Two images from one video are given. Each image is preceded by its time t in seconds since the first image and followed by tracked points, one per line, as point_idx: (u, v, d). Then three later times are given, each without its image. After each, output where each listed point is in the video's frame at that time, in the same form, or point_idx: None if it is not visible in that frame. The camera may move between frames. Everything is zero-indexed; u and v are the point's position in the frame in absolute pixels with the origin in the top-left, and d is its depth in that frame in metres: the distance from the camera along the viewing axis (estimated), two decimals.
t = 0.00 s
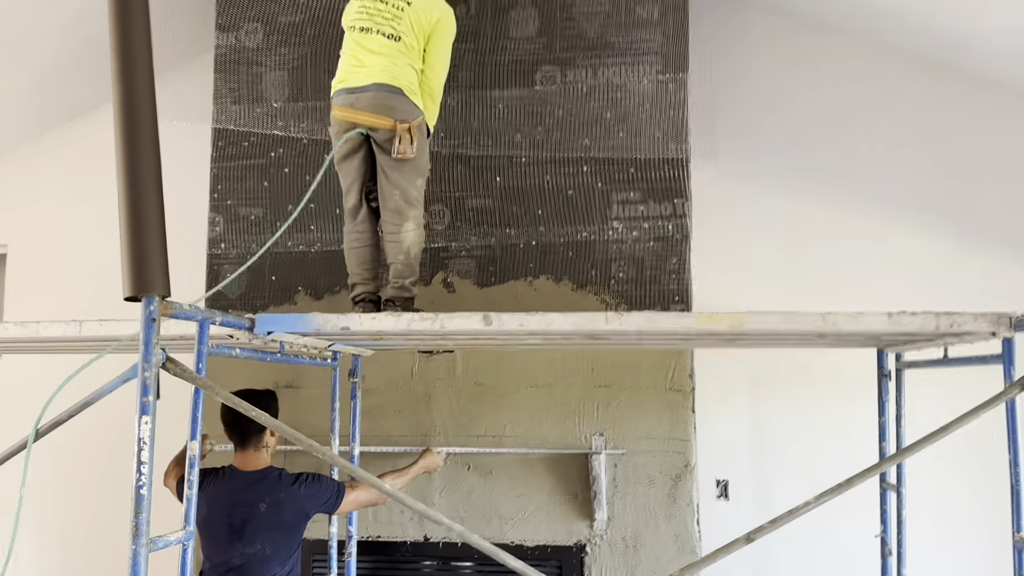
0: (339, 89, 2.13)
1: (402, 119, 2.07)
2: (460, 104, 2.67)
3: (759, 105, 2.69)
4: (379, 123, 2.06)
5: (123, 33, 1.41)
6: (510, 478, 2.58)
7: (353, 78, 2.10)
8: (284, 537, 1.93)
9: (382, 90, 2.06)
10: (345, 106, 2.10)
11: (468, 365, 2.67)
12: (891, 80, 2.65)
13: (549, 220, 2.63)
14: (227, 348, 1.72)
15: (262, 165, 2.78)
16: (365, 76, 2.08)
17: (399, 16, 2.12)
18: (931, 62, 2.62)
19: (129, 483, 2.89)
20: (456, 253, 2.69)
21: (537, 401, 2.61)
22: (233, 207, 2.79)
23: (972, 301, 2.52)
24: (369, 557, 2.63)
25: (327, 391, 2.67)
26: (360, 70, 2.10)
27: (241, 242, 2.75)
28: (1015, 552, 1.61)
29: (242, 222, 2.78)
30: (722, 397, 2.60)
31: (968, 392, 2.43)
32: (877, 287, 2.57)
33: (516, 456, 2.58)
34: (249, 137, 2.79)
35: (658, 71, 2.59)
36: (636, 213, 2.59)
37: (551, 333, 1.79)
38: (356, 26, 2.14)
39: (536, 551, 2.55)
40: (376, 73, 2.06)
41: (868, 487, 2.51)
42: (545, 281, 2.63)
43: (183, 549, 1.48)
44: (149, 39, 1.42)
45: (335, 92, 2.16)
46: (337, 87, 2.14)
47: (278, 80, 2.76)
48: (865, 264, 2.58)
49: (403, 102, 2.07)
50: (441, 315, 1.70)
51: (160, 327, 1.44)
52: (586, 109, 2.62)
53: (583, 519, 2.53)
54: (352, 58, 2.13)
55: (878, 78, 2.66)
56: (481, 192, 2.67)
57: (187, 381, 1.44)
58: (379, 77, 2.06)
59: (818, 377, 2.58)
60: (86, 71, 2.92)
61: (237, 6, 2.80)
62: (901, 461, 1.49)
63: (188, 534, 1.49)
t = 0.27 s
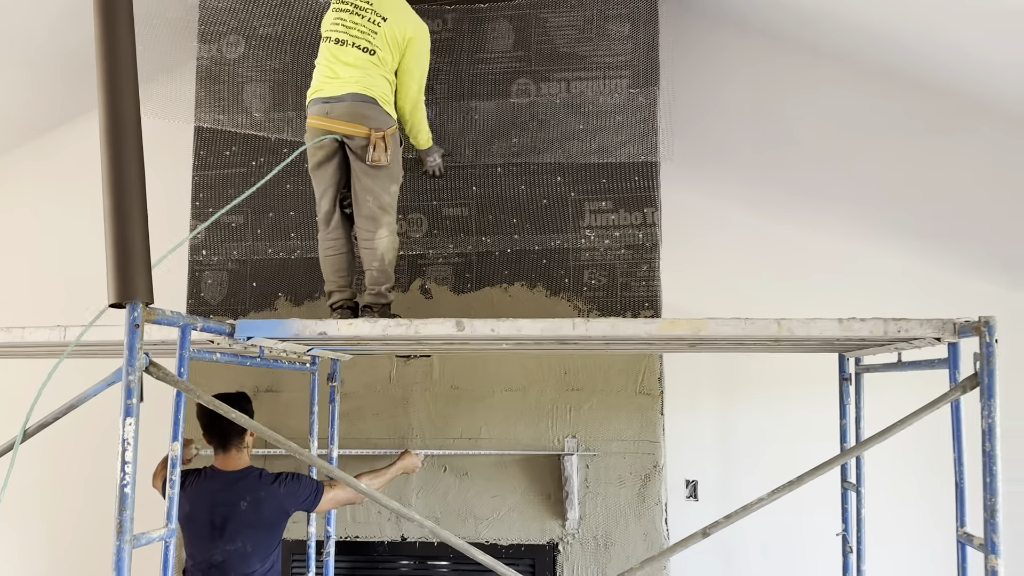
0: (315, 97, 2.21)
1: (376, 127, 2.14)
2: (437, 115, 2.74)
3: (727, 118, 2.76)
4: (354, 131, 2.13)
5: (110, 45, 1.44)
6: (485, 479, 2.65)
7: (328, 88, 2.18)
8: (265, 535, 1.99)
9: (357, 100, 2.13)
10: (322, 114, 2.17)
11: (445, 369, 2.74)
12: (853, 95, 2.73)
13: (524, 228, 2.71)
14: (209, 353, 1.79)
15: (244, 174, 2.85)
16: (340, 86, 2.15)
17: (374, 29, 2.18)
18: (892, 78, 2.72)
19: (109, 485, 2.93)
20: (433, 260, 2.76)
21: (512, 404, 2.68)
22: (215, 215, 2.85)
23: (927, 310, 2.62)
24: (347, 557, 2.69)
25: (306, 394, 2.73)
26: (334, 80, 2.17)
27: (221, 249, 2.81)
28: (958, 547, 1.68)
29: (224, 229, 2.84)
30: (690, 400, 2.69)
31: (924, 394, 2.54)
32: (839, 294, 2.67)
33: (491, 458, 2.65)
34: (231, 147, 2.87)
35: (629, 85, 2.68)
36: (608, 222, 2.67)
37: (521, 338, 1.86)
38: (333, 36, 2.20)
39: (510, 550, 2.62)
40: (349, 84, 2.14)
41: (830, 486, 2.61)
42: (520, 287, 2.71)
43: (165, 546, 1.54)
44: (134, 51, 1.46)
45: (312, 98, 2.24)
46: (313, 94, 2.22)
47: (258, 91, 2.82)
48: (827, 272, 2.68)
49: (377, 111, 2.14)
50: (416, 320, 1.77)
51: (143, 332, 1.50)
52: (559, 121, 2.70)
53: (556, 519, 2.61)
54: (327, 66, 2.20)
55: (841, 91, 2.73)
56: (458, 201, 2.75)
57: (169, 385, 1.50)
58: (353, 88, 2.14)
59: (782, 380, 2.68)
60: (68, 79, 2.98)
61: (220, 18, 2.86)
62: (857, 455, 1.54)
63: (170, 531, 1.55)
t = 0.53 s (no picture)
0: (303, 111, 2.23)
1: (362, 140, 2.19)
2: (422, 129, 2.81)
3: (703, 131, 2.91)
4: (342, 143, 2.18)
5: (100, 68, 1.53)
6: (467, 484, 2.71)
7: (316, 102, 2.21)
8: (252, 536, 2.05)
9: (344, 114, 2.17)
10: (309, 128, 2.20)
11: (429, 377, 2.80)
12: (826, 110, 2.87)
13: (507, 239, 2.78)
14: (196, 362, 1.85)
15: (232, 186, 2.91)
16: (327, 100, 2.18)
17: (360, 44, 2.22)
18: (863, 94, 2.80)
19: (98, 492, 2.97)
20: (418, 270, 2.83)
21: (494, 411, 2.75)
22: (204, 225, 2.91)
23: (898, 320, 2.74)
24: (333, 561, 2.75)
25: (293, 401, 2.79)
26: (322, 95, 2.20)
27: (210, 259, 2.87)
28: (918, 549, 1.74)
29: (213, 239, 2.89)
30: (668, 408, 2.76)
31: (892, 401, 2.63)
32: (812, 303, 2.77)
33: (473, 463, 2.72)
34: (219, 159, 2.93)
35: (608, 100, 2.75)
36: (588, 233, 2.74)
37: (499, 347, 1.92)
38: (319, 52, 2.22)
39: (492, 554, 2.68)
40: (338, 98, 2.18)
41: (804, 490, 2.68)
42: (503, 297, 2.78)
43: (152, 550, 1.60)
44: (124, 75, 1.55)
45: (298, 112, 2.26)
46: (301, 108, 2.25)
47: (247, 105, 2.88)
48: (800, 282, 2.79)
49: (363, 125, 2.19)
50: (397, 331, 1.83)
51: (132, 343, 1.57)
52: (541, 135, 2.77)
53: (537, 523, 2.67)
54: (314, 81, 2.23)
55: (813, 106, 2.88)
56: (442, 212, 2.81)
57: (156, 394, 1.56)
58: (341, 101, 2.17)
59: (758, 387, 2.75)
60: (59, 93, 3.04)
61: (210, 34, 2.93)
62: (832, 453, 1.59)
63: (157, 535, 1.61)
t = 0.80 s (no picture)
0: (308, 131, 2.28)
1: (365, 161, 2.24)
2: (418, 147, 2.87)
3: (694, 148, 2.96)
4: (344, 164, 2.22)
5: (104, 98, 1.58)
6: (463, 497, 2.75)
7: (322, 123, 2.26)
8: (251, 548, 2.09)
9: (348, 134, 2.23)
10: (313, 148, 2.25)
11: (426, 391, 2.85)
12: (816, 128, 2.92)
13: (502, 255, 2.83)
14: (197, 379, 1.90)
15: (232, 203, 2.96)
16: (334, 121, 2.24)
17: (362, 65, 2.28)
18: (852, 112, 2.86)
19: (100, 504, 3.02)
20: (415, 285, 2.88)
21: (490, 424, 2.79)
22: (205, 242, 2.97)
23: (886, 335, 2.78)
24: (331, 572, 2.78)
25: (292, 415, 2.83)
26: (327, 117, 2.26)
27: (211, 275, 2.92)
28: (901, 561, 1.77)
29: (213, 256, 2.95)
30: (661, 421, 2.81)
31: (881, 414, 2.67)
32: (802, 318, 2.82)
33: (469, 476, 2.76)
34: (221, 177, 2.98)
35: (601, 119, 2.80)
36: (582, 249, 2.79)
37: (492, 364, 1.97)
38: (322, 75, 2.27)
39: (488, 565, 2.72)
40: (344, 120, 2.24)
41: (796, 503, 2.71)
42: (499, 311, 2.82)
43: (154, 562, 1.64)
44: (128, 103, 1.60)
45: (303, 132, 2.31)
46: (306, 128, 2.30)
47: (247, 124, 2.94)
48: (791, 297, 2.84)
49: (366, 146, 2.25)
50: (392, 348, 1.88)
51: (135, 361, 1.62)
52: (535, 152, 2.83)
53: (531, 535, 2.71)
54: (318, 103, 2.28)
55: (803, 124, 2.93)
56: (438, 228, 2.87)
57: (158, 411, 1.61)
58: (347, 123, 2.24)
59: (749, 401, 2.80)
60: (64, 112, 3.10)
61: (213, 55, 3.00)
62: (819, 464, 1.65)
63: (158, 548, 1.66)
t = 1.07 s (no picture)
0: (325, 153, 2.36)
1: (379, 181, 2.31)
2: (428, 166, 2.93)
3: (697, 167, 3.01)
4: (360, 185, 2.29)
5: (126, 126, 1.66)
6: (471, 511, 2.79)
7: (337, 145, 2.33)
8: (260, 560, 2.13)
9: (362, 155, 2.30)
10: (330, 169, 2.33)
11: (435, 406, 2.89)
12: (818, 145, 2.96)
13: (510, 272, 2.89)
14: (214, 396, 1.95)
15: (245, 221, 3.02)
16: (348, 143, 2.31)
17: (373, 87, 2.33)
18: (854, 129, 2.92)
19: (113, 518, 3.06)
20: (424, 301, 2.93)
21: (497, 438, 2.83)
22: (218, 259, 3.02)
23: (888, 350, 2.82)
24: None
25: (304, 430, 2.88)
26: (342, 139, 2.33)
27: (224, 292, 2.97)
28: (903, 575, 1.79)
29: (227, 273, 3.00)
30: (666, 435, 2.84)
31: (884, 429, 2.70)
32: (806, 334, 2.86)
33: (477, 490, 2.80)
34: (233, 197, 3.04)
35: (606, 138, 2.86)
36: (588, 266, 2.84)
37: (500, 381, 2.02)
38: (334, 100, 2.35)
39: None
40: (358, 142, 2.31)
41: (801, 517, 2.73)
42: (506, 327, 2.87)
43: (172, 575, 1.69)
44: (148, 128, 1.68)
45: (321, 153, 2.39)
46: (323, 150, 2.37)
47: (260, 144, 3.01)
48: (794, 312, 2.89)
49: (380, 167, 2.31)
50: (404, 364, 1.92)
51: (155, 379, 1.66)
52: (542, 171, 2.89)
53: (539, 548, 2.74)
54: (334, 126, 2.35)
55: (804, 142, 2.97)
56: (447, 246, 2.92)
57: (177, 427, 1.66)
58: (361, 145, 2.30)
59: (754, 415, 2.83)
60: (80, 132, 3.18)
61: (226, 77, 3.08)
62: (823, 478, 1.68)
63: (177, 561, 1.71)
